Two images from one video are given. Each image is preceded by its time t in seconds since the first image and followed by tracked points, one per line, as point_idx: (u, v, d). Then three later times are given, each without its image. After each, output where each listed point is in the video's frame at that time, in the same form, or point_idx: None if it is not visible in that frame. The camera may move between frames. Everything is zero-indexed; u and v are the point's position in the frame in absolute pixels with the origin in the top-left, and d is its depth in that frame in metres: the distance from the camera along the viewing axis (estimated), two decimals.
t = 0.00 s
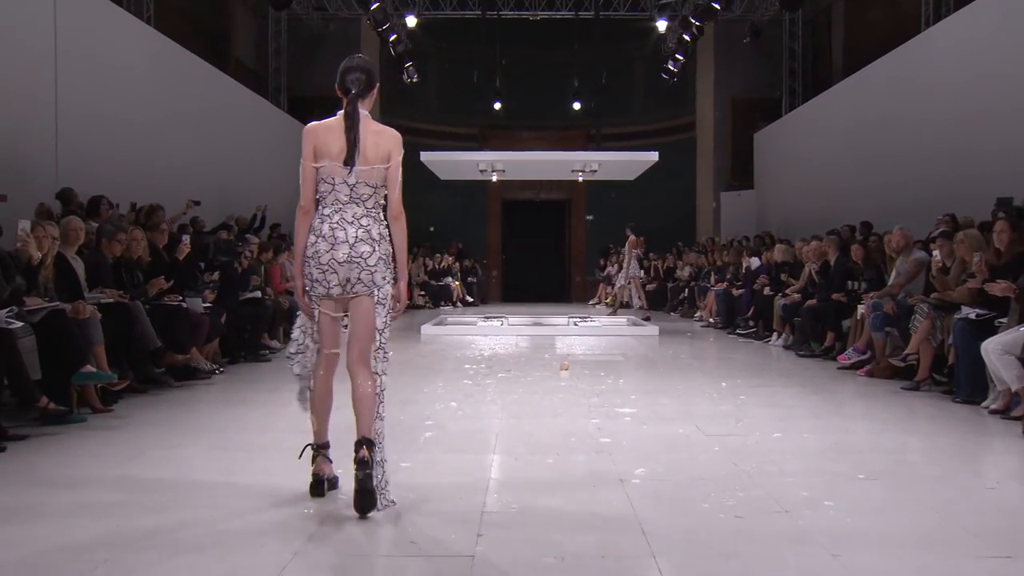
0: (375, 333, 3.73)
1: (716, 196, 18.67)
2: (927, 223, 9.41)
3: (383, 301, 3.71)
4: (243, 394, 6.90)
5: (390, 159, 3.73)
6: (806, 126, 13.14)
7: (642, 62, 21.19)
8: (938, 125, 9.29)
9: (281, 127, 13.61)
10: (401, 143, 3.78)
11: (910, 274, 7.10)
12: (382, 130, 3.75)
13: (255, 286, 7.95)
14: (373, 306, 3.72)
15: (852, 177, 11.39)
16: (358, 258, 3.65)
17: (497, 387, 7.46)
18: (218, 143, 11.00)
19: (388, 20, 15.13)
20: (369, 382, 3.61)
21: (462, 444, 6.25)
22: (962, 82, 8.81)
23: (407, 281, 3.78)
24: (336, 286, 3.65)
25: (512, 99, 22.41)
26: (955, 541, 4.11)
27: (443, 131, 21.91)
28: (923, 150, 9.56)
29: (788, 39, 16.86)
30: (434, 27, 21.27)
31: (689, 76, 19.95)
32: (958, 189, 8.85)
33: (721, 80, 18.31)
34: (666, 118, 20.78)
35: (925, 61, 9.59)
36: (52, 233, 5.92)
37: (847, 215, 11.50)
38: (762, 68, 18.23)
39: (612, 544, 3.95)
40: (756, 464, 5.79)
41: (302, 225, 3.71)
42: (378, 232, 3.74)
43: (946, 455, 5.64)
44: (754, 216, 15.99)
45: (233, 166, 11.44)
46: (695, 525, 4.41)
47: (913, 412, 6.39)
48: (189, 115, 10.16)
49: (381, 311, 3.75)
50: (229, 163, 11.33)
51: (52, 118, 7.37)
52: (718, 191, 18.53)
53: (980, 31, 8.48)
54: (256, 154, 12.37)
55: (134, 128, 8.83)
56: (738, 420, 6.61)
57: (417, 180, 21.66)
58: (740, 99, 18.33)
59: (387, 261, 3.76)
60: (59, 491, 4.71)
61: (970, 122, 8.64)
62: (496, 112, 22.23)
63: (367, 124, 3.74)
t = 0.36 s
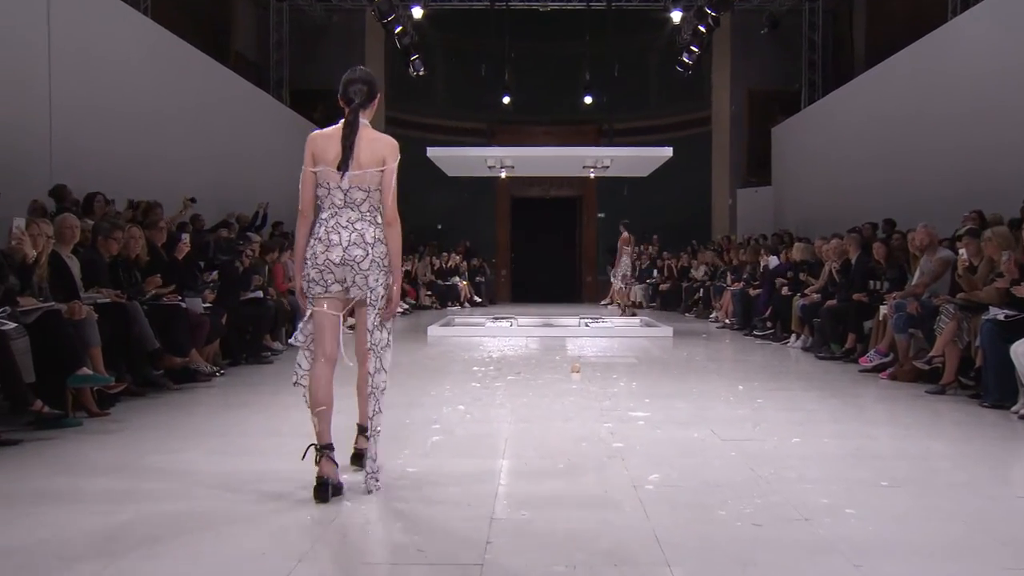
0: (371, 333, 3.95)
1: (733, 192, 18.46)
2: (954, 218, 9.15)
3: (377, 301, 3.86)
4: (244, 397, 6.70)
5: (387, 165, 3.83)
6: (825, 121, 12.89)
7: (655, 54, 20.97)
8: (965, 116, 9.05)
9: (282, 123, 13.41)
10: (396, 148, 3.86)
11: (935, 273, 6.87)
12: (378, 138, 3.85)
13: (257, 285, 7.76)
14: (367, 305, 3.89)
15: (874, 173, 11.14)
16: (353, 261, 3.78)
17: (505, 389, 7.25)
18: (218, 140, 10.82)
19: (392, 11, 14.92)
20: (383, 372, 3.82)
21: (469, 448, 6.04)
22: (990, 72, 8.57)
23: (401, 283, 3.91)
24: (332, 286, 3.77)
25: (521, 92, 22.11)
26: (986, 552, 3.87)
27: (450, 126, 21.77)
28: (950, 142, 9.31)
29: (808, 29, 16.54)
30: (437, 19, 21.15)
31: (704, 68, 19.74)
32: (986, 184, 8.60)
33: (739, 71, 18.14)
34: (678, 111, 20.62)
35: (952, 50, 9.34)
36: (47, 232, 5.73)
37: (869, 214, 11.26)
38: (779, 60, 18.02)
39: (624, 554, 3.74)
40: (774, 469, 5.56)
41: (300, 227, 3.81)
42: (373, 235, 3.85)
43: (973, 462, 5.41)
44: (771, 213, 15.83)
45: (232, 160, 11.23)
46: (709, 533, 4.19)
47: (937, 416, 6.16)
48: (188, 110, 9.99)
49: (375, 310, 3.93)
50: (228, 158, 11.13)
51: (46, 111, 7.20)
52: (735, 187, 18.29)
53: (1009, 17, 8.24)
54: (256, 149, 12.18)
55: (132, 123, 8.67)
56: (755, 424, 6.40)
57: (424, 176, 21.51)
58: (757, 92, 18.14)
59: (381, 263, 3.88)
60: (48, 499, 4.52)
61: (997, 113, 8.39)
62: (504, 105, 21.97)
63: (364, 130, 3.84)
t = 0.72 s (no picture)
0: (377, 322, 4.17)
1: (745, 187, 18.17)
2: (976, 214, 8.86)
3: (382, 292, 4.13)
4: (234, 401, 6.43)
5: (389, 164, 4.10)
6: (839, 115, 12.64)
7: (665, 44, 20.75)
8: (987, 109, 8.78)
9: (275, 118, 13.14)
10: (398, 147, 4.13)
11: (956, 272, 6.59)
12: (380, 138, 4.12)
13: (248, 285, 7.50)
14: (374, 297, 4.15)
15: (892, 168, 10.87)
16: (358, 256, 4.07)
17: (507, 393, 6.98)
18: (207, 134, 10.56)
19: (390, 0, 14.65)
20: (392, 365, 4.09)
21: (469, 455, 5.76)
22: (1012, 61, 8.29)
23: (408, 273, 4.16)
24: (340, 283, 4.07)
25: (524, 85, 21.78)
26: (1020, 568, 3.57)
27: (449, 117, 21.32)
28: (972, 135, 9.05)
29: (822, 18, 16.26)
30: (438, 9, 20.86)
31: (715, 57, 19.56)
32: (1010, 177, 8.33)
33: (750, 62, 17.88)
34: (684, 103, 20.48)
35: (972, 40, 9.07)
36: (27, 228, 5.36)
37: (887, 210, 10.97)
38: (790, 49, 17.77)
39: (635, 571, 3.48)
40: (787, 477, 5.29)
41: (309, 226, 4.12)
42: (376, 230, 4.13)
43: (998, 471, 5.14)
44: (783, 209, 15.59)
45: (220, 155, 10.96)
46: (720, 543, 3.91)
47: (959, 422, 5.89)
48: (176, 103, 9.74)
49: (382, 301, 4.17)
50: (217, 154, 10.86)
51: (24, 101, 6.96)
52: (748, 182, 18.05)
53: None
54: (246, 143, 11.89)
55: (116, 115, 8.42)
56: (768, 430, 6.13)
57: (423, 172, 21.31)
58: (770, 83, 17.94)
59: (387, 255, 4.16)
60: (18, 512, 4.26)
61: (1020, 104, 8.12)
62: (506, 97, 21.62)
63: (366, 132, 4.11)
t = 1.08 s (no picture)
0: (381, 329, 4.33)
1: (754, 181, 17.80)
2: (1001, 210, 8.56)
3: (385, 301, 4.31)
4: (219, 407, 6.14)
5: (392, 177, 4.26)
6: (853, 104, 12.37)
7: (671, 31, 20.21)
8: (1010, 99, 8.47)
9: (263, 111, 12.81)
10: (399, 161, 4.31)
11: (979, 271, 6.29)
12: (382, 150, 4.28)
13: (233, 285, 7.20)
14: (377, 305, 4.31)
15: (909, 163, 10.57)
16: (362, 266, 4.23)
17: (506, 398, 6.67)
18: (189, 126, 10.23)
19: None
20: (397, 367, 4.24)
21: (467, 463, 5.46)
22: None
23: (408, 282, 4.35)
24: (344, 293, 4.23)
25: (522, 75, 21.12)
26: None
27: (445, 108, 20.72)
28: (996, 127, 8.75)
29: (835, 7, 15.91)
30: None
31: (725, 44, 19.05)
32: None
33: (762, 49, 17.68)
34: (691, 93, 20.02)
35: (994, 28, 8.77)
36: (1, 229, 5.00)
37: (906, 206, 10.65)
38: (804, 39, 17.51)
39: None
40: (801, 487, 4.99)
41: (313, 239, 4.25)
42: (379, 241, 4.30)
43: None
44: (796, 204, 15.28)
45: (204, 150, 10.65)
46: (727, 555, 3.72)
47: (980, 429, 5.61)
48: (155, 95, 9.44)
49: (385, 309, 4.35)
50: (200, 148, 10.53)
51: None
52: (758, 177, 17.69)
53: None
54: (231, 137, 11.55)
55: (85, 105, 8.10)
56: (780, 437, 5.83)
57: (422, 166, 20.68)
58: (782, 72, 17.57)
59: (388, 265, 4.34)
60: None
61: None
62: (505, 88, 20.96)
63: (368, 145, 4.25)
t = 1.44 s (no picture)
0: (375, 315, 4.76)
1: (764, 176, 17.21)
2: None
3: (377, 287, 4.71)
4: (199, 415, 5.83)
5: (384, 169, 4.64)
6: (871, 94, 11.97)
7: (672, 17, 18.98)
8: None
9: (245, 103, 12.38)
10: (392, 151, 4.67)
11: (1003, 271, 5.98)
12: (375, 142, 4.65)
13: (214, 285, 6.94)
14: (371, 292, 4.73)
15: (930, 153, 10.22)
16: (355, 253, 4.64)
17: (502, 404, 6.34)
18: (164, 117, 9.85)
19: None
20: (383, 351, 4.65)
21: (461, 472, 5.15)
22: None
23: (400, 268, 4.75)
24: (339, 277, 4.64)
25: (518, 63, 19.88)
26: None
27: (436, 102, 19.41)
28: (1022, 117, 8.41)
29: None
30: None
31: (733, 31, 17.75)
32: None
33: (771, 38, 17.09)
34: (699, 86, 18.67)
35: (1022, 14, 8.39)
36: None
37: (926, 201, 10.26)
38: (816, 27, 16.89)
39: None
40: (814, 499, 4.67)
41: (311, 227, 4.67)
42: (374, 229, 4.69)
43: None
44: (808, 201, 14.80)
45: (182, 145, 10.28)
46: (733, 563, 3.61)
47: (1002, 438, 5.33)
48: (128, 86, 9.10)
49: (378, 294, 4.75)
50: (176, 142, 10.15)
51: None
52: (768, 172, 17.09)
53: None
54: (211, 131, 11.14)
55: (46, 94, 7.75)
56: (790, 445, 5.53)
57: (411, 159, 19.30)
58: (793, 59, 16.96)
59: (382, 253, 4.73)
60: None
61: None
62: (500, 78, 19.72)
63: (361, 137, 4.64)
